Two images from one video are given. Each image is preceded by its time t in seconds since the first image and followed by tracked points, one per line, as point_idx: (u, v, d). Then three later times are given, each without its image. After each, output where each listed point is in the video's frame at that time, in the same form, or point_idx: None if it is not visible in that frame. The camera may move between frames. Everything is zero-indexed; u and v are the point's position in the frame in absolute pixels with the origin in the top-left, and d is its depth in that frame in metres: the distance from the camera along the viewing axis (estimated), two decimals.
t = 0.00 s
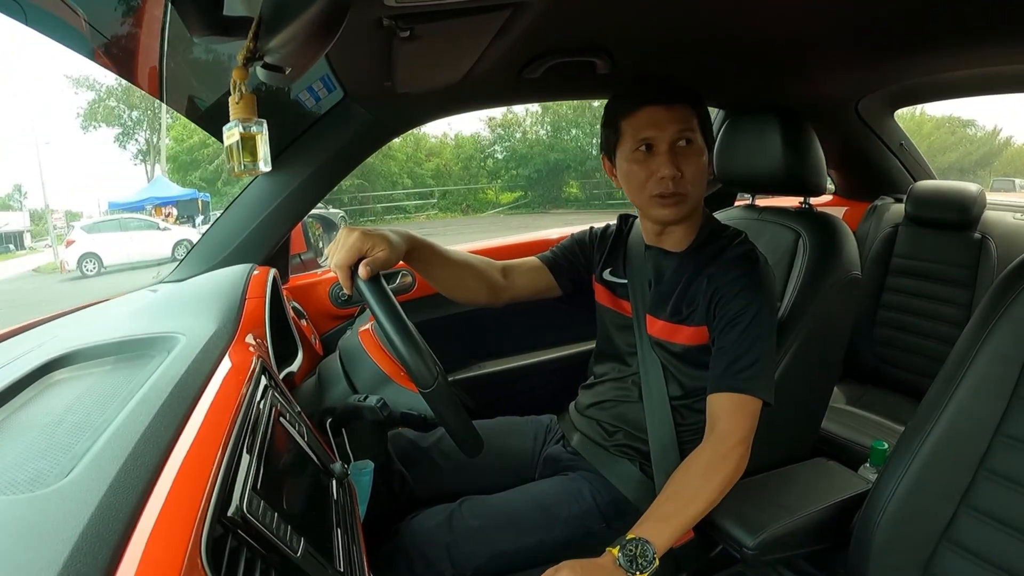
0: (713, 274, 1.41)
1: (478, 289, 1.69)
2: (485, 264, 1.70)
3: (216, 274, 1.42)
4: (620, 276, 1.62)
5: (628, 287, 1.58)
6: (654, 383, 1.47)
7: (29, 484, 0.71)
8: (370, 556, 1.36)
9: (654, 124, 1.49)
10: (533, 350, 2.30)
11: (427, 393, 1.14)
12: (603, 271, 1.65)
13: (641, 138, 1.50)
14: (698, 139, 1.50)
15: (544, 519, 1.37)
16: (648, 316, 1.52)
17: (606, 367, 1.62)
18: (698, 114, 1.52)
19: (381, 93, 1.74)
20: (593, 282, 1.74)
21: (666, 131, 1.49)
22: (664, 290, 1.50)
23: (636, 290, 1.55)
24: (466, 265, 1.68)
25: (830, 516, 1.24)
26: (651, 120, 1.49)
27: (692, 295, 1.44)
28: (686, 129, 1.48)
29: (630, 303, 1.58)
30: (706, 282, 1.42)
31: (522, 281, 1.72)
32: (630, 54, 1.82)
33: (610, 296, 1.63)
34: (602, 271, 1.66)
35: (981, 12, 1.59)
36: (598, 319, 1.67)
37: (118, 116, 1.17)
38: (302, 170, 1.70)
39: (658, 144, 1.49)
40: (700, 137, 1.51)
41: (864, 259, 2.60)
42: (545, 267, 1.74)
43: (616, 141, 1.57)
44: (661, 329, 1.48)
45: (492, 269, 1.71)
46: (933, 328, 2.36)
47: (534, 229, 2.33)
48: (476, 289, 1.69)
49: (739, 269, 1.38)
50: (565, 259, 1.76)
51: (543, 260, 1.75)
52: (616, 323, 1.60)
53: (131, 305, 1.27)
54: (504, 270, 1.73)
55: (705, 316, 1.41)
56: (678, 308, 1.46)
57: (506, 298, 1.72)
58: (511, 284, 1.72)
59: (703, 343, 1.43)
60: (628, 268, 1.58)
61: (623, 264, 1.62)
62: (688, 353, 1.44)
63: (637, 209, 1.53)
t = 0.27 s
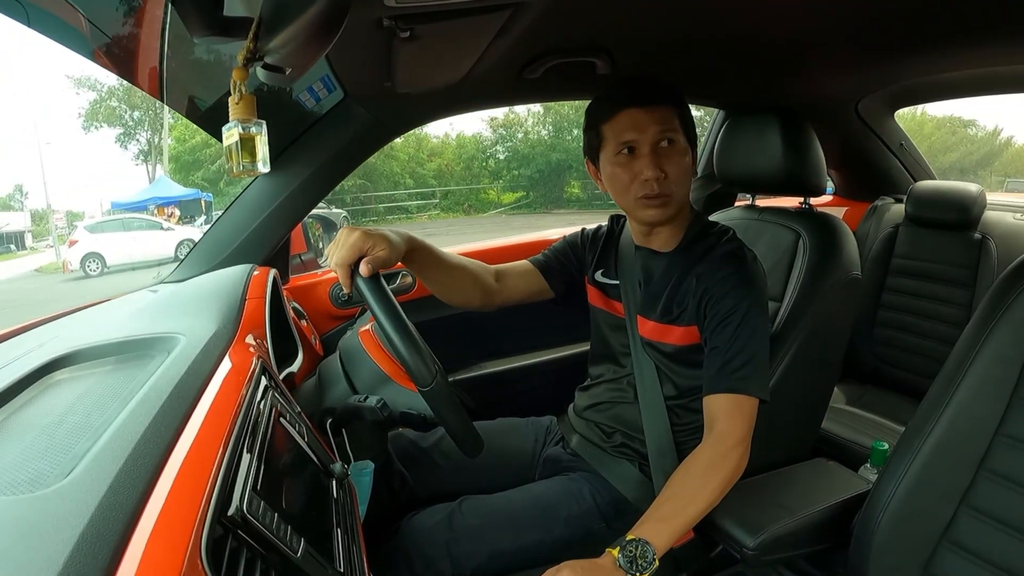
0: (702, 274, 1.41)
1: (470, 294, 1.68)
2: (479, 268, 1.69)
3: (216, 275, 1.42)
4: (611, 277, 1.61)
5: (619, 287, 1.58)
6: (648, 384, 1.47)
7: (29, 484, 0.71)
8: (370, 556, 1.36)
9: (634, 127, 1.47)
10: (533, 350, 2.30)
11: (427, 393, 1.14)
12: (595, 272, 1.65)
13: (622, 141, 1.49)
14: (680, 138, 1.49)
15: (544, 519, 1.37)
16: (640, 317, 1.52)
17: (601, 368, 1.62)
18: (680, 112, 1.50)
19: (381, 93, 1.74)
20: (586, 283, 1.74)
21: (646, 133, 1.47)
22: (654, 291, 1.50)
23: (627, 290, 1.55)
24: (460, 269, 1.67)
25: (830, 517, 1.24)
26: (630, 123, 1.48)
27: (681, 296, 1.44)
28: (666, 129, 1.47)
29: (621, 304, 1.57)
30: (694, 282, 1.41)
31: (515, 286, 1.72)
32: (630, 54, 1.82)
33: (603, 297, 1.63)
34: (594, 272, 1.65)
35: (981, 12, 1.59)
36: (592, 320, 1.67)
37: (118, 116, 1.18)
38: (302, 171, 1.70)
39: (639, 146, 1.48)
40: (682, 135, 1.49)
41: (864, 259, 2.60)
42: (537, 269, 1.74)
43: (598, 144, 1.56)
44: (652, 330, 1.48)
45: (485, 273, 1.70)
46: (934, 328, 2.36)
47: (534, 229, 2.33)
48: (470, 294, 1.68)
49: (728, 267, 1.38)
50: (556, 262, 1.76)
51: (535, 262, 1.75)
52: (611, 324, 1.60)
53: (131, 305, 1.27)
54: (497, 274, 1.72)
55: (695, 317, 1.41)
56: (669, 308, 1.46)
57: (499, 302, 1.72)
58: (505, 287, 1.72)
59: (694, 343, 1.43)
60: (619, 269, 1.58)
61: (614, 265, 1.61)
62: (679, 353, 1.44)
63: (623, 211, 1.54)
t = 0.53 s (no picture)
0: (703, 274, 1.41)
1: (473, 294, 1.68)
2: (481, 268, 1.69)
3: (216, 275, 1.42)
4: (612, 277, 1.61)
5: (621, 288, 1.58)
6: (649, 383, 1.47)
7: (29, 484, 0.71)
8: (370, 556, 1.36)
9: (638, 125, 1.47)
10: (533, 350, 2.30)
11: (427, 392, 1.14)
12: (596, 272, 1.65)
13: (626, 140, 1.49)
14: (683, 138, 1.48)
15: (545, 518, 1.37)
16: (641, 317, 1.52)
17: (602, 369, 1.62)
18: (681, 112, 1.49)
19: (381, 93, 1.74)
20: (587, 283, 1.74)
21: (651, 132, 1.47)
22: (655, 291, 1.50)
23: (628, 290, 1.55)
24: (463, 269, 1.66)
25: (830, 516, 1.24)
26: (634, 121, 1.48)
27: (682, 296, 1.44)
28: (669, 128, 1.47)
29: (623, 304, 1.58)
30: (695, 282, 1.41)
31: (518, 286, 1.72)
32: (630, 54, 1.82)
33: (605, 297, 1.63)
34: (595, 272, 1.65)
35: (981, 13, 1.59)
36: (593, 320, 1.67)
37: (121, 116, 1.18)
38: (302, 171, 1.70)
39: (642, 145, 1.48)
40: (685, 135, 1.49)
41: (864, 259, 2.60)
42: (540, 270, 1.74)
43: (601, 142, 1.56)
44: (653, 330, 1.48)
45: (488, 274, 1.70)
46: (933, 328, 2.36)
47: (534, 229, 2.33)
48: (472, 294, 1.68)
49: (727, 267, 1.38)
50: (558, 262, 1.76)
51: (537, 263, 1.75)
52: (612, 324, 1.60)
53: (131, 305, 1.27)
54: (499, 274, 1.72)
55: (696, 317, 1.41)
56: (670, 308, 1.46)
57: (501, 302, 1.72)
58: (507, 288, 1.72)
59: (695, 343, 1.43)
60: (620, 269, 1.58)
61: (615, 265, 1.61)
62: (680, 354, 1.44)
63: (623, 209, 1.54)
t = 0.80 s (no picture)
0: (708, 274, 1.41)
1: (477, 293, 1.68)
2: (485, 267, 1.69)
3: (216, 275, 1.42)
4: (618, 277, 1.62)
5: (626, 287, 1.58)
6: (651, 383, 1.47)
7: (29, 484, 0.71)
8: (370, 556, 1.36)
9: (610, 131, 1.50)
10: (533, 350, 2.30)
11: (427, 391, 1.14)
12: (601, 271, 1.66)
13: (605, 146, 1.53)
14: (657, 138, 1.47)
15: (545, 518, 1.37)
16: (645, 317, 1.52)
17: (604, 368, 1.62)
18: (659, 109, 1.47)
19: (382, 93, 1.74)
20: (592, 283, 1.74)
21: (618, 137, 1.49)
22: (660, 292, 1.50)
23: (633, 291, 1.55)
24: (466, 268, 1.67)
25: (830, 517, 1.24)
26: (607, 128, 1.52)
27: (687, 296, 1.44)
28: (633, 131, 1.47)
29: (628, 304, 1.58)
30: (701, 283, 1.42)
31: (521, 284, 1.72)
32: (630, 54, 1.81)
33: (609, 297, 1.63)
34: (601, 271, 1.66)
35: (981, 13, 1.59)
36: (596, 320, 1.67)
37: (122, 115, 1.20)
38: (302, 171, 1.70)
39: (615, 149, 1.50)
40: (660, 133, 1.47)
41: (864, 259, 2.60)
42: (545, 268, 1.74)
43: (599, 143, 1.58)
44: (657, 330, 1.48)
45: (492, 273, 1.70)
46: (933, 328, 2.36)
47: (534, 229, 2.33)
48: (476, 292, 1.68)
49: (733, 269, 1.38)
50: (563, 260, 1.76)
51: (542, 261, 1.76)
52: (615, 324, 1.60)
53: (131, 305, 1.27)
54: (504, 272, 1.72)
55: (700, 317, 1.41)
56: (674, 308, 1.46)
57: (505, 301, 1.72)
58: (510, 286, 1.72)
59: (700, 344, 1.42)
60: (626, 269, 1.58)
61: (621, 265, 1.62)
62: (684, 354, 1.44)
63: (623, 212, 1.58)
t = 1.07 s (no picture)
0: (713, 274, 1.41)
1: (479, 291, 1.68)
2: (488, 266, 1.69)
3: (215, 274, 1.42)
4: (622, 277, 1.62)
5: (630, 287, 1.58)
6: (653, 383, 1.47)
7: (29, 484, 0.71)
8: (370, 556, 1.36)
9: (608, 130, 1.53)
10: (534, 350, 2.30)
11: (427, 391, 1.14)
12: (606, 271, 1.66)
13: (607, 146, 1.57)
14: (651, 137, 1.49)
15: (545, 518, 1.37)
16: (648, 317, 1.52)
17: (606, 368, 1.62)
18: (654, 109, 1.49)
19: (382, 93, 1.74)
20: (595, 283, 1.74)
21: (614, 136, 1.52)
22: (664, 292, 1.50)
23: (637, 292, 1.55)
24: (467, 266, 1.67)
25: (830, 517, 1.24)
26: (606, 128, 1.56)
27: (692, 296, 1.44)
28: (627, 129, 1.50)
29: (632, 304, 1.58)
30: (705, 284, 1.42)
31: (523, 283, 1.72)
32: (630, 54, 1.81)
33: (613, 296, 1.63)
34: (605, 271, 1.66)
35: (981, 13, 1.59)
36: (599, 320, 1.67)
37: (124, 113, 1.26)
38: (302, 172, 1.70)
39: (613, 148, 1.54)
40: (654, 132, 1.49)
41: (864, 259, 2.60)
42: (548, 268, 1.74)
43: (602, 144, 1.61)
44: (661, 330, 1.48)
45: (495, 270, 1.71)
46: (933, 328, 2.36)
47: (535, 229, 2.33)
48: (479, 291, 1.68)
49: (738, 270, 1.38)
50: (568, 258, 1.76)
51: (545, 260, 1.76)
52: (618, 324, 1.60)
53: (130, 305, 1.27)
54: (506, 270, 1.73)
55: (704, 317, 1.41)
56: (678, 307, 1.46)
57: (507, 299, 1.72)
58: (512, 283, 1.72)
59: (704, 344, 1.43)
60: (630, 269, 1.58)
61: (625, 265, 1.62)
62: (688, 355, 1.44)
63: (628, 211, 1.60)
